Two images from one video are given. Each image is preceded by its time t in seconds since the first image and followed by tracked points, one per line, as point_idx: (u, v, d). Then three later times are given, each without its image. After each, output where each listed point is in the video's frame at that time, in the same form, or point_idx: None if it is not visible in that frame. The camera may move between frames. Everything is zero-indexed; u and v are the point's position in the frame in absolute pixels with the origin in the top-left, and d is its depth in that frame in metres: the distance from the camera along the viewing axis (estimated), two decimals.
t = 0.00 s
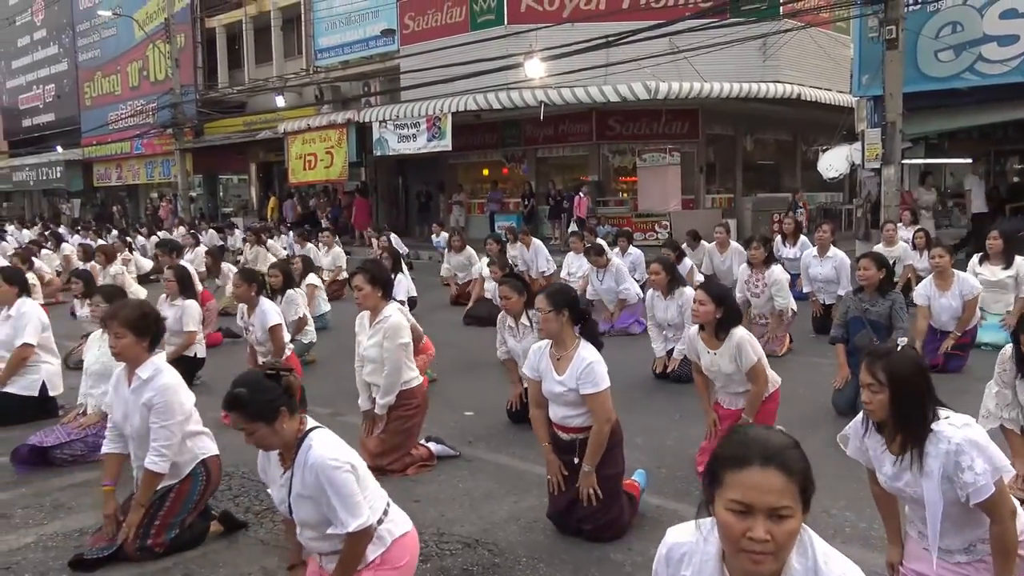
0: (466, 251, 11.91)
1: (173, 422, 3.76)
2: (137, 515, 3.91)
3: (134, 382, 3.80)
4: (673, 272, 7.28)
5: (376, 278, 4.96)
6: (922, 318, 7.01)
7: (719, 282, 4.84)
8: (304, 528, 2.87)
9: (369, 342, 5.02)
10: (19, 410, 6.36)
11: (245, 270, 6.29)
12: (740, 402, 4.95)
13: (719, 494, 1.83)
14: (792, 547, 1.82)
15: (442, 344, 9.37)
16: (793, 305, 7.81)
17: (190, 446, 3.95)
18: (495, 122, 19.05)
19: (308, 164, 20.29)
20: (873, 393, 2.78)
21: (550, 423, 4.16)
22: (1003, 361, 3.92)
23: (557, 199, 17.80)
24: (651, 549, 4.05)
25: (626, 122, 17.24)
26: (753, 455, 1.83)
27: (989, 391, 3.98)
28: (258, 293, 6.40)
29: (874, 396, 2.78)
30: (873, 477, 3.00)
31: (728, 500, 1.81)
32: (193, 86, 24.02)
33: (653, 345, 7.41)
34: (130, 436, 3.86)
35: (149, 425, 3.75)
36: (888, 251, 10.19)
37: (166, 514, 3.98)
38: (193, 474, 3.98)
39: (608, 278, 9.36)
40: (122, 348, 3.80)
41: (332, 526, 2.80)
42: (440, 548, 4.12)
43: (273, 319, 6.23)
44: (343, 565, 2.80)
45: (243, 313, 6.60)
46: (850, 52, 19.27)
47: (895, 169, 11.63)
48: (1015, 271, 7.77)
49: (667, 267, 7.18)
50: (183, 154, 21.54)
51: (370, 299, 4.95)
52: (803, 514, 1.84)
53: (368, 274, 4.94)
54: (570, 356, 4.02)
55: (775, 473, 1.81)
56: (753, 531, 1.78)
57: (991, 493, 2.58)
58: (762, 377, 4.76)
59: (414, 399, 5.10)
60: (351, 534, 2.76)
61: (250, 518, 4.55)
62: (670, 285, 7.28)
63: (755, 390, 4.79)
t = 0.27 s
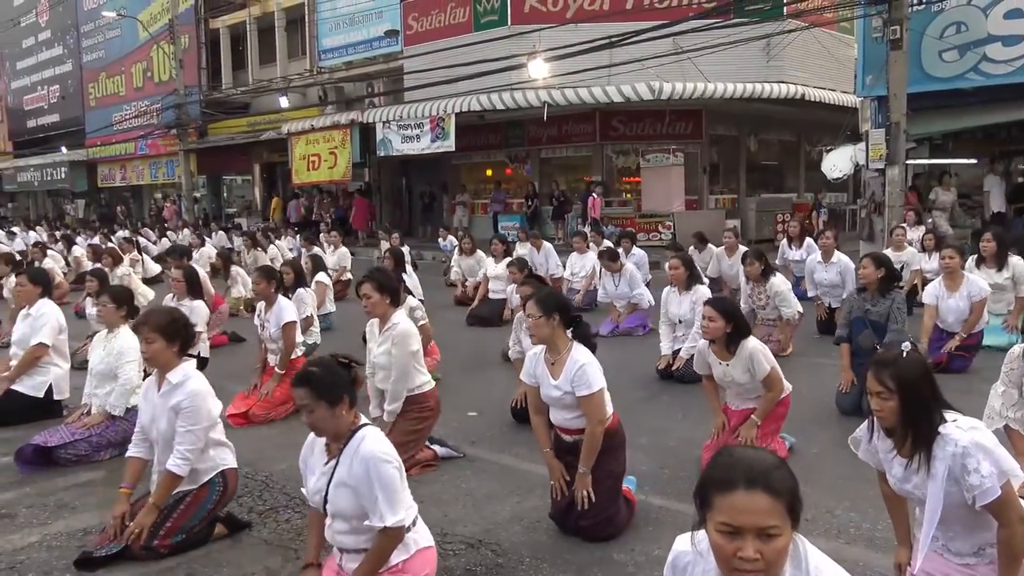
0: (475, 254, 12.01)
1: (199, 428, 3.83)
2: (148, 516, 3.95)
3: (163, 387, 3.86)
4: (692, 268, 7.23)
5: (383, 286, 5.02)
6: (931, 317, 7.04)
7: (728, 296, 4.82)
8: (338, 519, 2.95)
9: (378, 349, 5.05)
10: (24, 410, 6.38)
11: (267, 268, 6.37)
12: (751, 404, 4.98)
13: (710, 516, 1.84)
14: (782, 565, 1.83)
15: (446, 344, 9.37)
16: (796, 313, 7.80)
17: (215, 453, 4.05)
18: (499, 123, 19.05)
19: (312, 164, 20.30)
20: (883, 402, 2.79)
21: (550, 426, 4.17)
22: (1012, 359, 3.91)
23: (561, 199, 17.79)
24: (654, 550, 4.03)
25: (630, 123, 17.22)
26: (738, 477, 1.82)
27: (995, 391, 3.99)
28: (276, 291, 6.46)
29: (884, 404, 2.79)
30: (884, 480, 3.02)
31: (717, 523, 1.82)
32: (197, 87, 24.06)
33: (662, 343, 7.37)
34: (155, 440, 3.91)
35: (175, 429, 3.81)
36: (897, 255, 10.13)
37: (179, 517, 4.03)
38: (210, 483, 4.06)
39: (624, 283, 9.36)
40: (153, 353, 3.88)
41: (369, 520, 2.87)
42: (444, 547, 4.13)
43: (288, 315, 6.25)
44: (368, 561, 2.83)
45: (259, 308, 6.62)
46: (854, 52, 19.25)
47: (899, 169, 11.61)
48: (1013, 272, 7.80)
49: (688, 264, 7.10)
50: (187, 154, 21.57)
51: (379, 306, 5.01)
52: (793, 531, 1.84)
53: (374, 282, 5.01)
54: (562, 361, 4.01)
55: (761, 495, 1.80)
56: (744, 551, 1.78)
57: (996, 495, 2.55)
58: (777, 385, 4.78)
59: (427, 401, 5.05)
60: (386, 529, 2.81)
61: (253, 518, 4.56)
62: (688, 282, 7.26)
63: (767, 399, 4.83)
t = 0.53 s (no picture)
0: (482, 255, 12.00)
1: (218, 431, 3.90)
2: (158, 515, 3.95)
3: (185, 390, 3.95)
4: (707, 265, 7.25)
5: (393, 293, 5.06)
6: (932, 316, 7.11)
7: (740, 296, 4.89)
8: (358, 509, 2.97)
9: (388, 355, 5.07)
10: (28, 410, 6.39)
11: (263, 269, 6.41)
12: (759, 406, 4.99)
13: (737, 522, 1.89)
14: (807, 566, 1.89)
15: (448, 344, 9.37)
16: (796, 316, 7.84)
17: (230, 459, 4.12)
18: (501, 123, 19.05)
19: (314, 164, 20.31)
20: (905, 416, 2.74)
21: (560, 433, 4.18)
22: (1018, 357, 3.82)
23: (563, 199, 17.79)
24: (657, 550, 4.03)
25: (632, 123, 17.21)
26: (763, 482, 1.88)
27: (999, 390, 3.91)
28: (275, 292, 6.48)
29: (908, 418, 2.74)
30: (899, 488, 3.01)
31: (745, 528, 1.87)
32: (200, 87, 24.08)
33: (667, 339, 7.37)
34: (173, 442, 3.97)
35: (195, 432, 3.88)
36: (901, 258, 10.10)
37: (187, 518, 4.04)
38: (221, 489, 4.11)
39: (633, 284, 9.33)
40: (176, 356, 3.96)
41: (388, 512, 2.89)
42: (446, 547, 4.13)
43: (289, 317, 6.25)
44: (382, 552, 2.84)
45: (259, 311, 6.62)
46: (856, 52, 19.23)
47: (901, 169, 11.60)
48: (1011, 269, 7.78)
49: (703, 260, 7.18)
50: (189, 155, 21.58)
51: (388, 313, 5.04)
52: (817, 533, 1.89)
53: (384, 288, 5.04)
54: (567, 371, 4.03)
55: (785, 498, 1.85)
56: (770, 553, 1.84)
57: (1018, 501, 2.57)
58: (787, 386, 4.82)
59: (438, 408, 5.12)
60: (402, 523, 2.83)
61: (256, 517, 4.57)
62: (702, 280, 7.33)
63: (778, 399, 4.84)
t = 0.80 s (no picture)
0: (487, 255, 11.99)
1: (233, 433, 3.93)
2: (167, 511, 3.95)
3: (202, 389, 3.98)
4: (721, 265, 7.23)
5: (411, 298, 5.07)
6: (931, 316, 7.13)
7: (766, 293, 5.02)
8: (374, 505, 2.97)
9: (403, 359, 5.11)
10: (35, 411, 6.40)
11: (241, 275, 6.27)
12: (769, 408, 5.02)
13: (785, 511, 2.03)
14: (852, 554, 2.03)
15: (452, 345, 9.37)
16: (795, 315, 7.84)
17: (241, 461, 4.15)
18: (504, 123, 19.05)
19: (318, 165, 20.31)
20: (947, 427, 2.73)
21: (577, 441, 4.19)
22: None
23: (567, 200, 17.79)
24: (663, 551, 4.03)
25: (636, 123, 17.22)
26: (810, 475, 2.01)
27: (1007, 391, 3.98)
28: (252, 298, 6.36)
29: (948, 426, 2.73)
30: (911, 498, 2.99)
31: (795, 516, 2.00)
32: (203, 88, 24.11)
33: (674, 338, 7.38)
34: (187, 440, 3.98)
35: (211, 432, 3.91)
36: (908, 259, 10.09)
37: (195, 517, 4.05)
38: (229, 491, 4.13)
39: (642, 283, 9.32)
40: (197, 357, 4.01)
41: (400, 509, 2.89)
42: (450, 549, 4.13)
43: (268, 325, 6.19)
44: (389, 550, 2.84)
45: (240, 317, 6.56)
46: (861, 51, 19.20)
47: (906, 169, 11.57)
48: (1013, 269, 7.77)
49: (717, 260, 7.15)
50: (193, 156, 21.59)
51: (406, 319, 5.07)
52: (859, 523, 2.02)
53: (402, 294, 5.06)
54: (585, 382, 4.03)
55: (831, 490, 1.99)
56: (819, 541, 1.98)
57: None
58: (799, 386, 4.87)
59: (451, 414, 5.14)
60: (408, 523, 2.82)
61: (261, 518, 4.57)
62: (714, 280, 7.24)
63: (790, 399, 4.88)
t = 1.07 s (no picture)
0: (491, 256, 12.01)
1: (240, 434, 3.94)
2: (172, 511, 3.96)
3: (207, 391, 3.99)
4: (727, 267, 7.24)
5: (429, 302, 5.11)
6: (935, 317, 7.13)
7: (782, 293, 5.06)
8: (378, 508, 2.98)
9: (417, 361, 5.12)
10: (40, 412, 6.42)
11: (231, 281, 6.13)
12: (775, 408, 5.03)
13: (822, 499, 2.06)
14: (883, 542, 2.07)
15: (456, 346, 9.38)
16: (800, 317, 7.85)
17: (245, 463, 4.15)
18: (508, 124, 19.07)
19: (322, 166, 20.32)
20: (974, 420, 2.74)
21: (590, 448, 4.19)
22: None
23: (570, 201, 17.78)
24: (666, 552, 4.02)
25: (639, 124, 17.21)
26: (848, 463, 2.05)
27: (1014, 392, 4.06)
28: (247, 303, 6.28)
29: (976, 420, 2.75)
30: (920, 500, 2.99)
31: (831, 503, 2.04)
32: (207, 89, 24.16)
33: (678, 338, 7.38)
34: (191, 441, 3.99)
35: (216, 433, 3.91)
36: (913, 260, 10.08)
37: (200, 518, 4.05)
38: (234, 493, 4.14)
39: (649, 282, 9.33)
40: (204, 359, 4.03)
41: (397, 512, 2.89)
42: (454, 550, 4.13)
43: (266, 329, 6.19)
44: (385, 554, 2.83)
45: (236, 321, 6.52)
46: (865, 52, 19.18)
47: (911, 170, 11.55)
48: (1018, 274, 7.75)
49: (723, 261, 7.17)
50: (197, 157, 21.61)
51: (422, 322, 5.08)
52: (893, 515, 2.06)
53: (420, 298, 5.09)
54: (603, 390, 4.03)
55: (868, 479, 2.03)
56: (855, 527, 2.02)
57: None
58: (808, 386, 4.88)
59: (459, 419, 5.15)
60: (402, 526, 2.83)
61: (265, 519, 4.58)
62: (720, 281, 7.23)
63: (797, 400, 4.92)
